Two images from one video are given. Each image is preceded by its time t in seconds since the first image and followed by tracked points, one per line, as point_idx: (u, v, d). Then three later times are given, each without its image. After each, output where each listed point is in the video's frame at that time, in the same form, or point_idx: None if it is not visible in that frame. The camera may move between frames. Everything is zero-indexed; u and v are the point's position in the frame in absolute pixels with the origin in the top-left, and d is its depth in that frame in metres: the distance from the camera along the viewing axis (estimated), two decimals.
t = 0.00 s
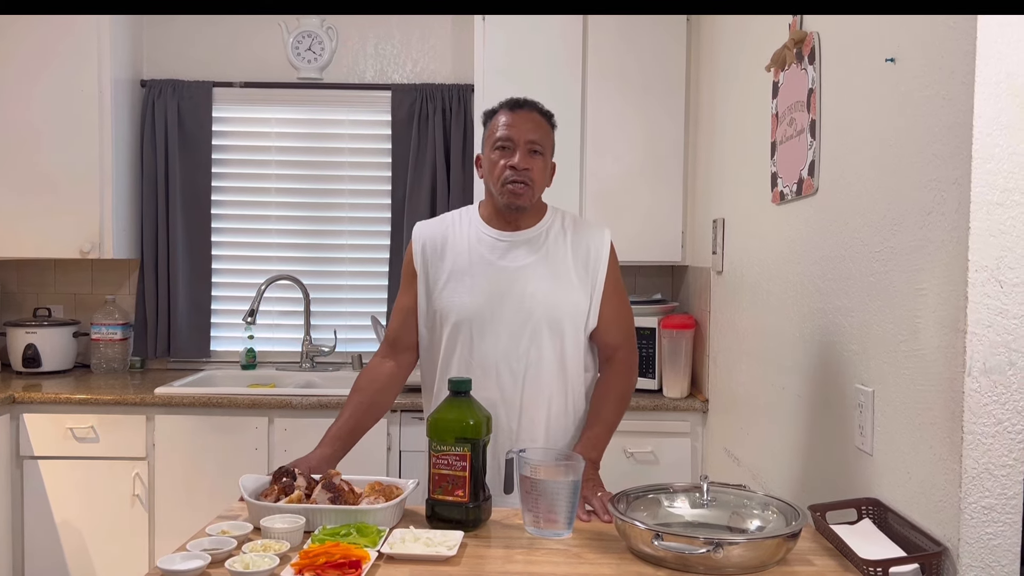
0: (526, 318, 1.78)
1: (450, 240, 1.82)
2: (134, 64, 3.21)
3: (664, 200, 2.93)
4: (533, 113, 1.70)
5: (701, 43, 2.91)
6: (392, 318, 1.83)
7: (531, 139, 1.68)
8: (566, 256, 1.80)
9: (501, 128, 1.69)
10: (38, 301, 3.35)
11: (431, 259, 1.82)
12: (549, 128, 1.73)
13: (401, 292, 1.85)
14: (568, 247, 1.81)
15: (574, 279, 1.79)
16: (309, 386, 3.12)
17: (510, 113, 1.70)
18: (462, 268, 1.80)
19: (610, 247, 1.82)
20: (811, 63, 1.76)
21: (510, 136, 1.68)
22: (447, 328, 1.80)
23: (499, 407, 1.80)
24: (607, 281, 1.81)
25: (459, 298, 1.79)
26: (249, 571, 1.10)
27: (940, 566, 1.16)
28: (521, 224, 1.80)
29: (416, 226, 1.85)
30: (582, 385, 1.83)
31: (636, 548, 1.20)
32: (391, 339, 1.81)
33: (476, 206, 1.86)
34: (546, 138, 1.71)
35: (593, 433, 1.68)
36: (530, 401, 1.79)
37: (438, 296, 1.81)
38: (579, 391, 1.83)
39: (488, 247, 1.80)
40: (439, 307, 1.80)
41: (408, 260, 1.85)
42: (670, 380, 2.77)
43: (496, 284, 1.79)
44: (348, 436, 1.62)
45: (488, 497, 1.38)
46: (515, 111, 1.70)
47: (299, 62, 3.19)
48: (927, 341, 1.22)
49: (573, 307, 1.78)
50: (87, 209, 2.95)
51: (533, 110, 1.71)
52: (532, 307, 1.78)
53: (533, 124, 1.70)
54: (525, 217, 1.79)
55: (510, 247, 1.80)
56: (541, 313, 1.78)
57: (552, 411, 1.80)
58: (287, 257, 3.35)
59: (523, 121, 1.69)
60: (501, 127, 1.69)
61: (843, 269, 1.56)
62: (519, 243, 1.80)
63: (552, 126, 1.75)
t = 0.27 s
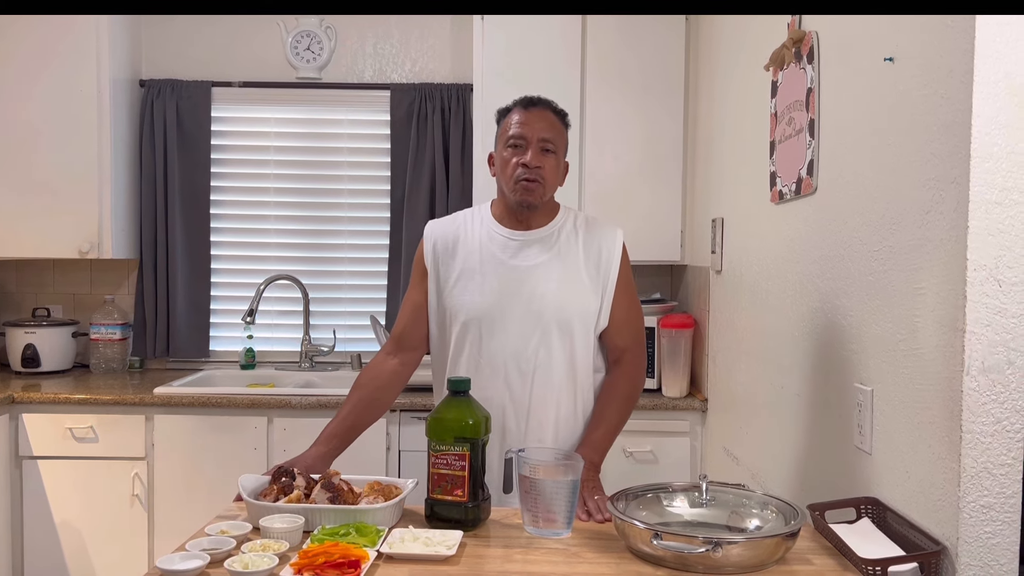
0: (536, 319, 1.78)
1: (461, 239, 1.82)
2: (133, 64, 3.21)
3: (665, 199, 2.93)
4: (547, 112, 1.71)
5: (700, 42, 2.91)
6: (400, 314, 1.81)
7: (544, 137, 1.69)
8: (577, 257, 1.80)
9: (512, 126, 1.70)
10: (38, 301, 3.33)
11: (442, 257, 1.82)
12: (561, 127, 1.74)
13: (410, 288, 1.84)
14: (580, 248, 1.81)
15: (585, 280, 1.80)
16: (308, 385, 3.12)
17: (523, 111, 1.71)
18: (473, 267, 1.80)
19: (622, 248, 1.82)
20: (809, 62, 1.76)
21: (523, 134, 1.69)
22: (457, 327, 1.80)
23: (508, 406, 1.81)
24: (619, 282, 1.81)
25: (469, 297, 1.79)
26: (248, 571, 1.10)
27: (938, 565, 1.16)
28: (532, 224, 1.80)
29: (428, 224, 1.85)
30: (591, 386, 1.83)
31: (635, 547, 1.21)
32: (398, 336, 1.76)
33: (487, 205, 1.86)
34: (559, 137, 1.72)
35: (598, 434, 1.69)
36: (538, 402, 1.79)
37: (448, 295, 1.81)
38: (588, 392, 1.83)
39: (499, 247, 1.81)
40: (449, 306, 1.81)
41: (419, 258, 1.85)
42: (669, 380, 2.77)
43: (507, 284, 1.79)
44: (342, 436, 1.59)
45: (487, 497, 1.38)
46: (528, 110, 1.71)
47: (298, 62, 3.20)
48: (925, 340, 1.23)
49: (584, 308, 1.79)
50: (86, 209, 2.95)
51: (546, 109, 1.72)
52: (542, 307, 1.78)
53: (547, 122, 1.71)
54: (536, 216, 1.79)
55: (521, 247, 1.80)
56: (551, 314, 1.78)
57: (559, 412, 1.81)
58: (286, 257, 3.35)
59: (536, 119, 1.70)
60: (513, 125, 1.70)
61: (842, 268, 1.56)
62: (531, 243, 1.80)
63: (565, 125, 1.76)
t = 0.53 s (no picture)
0: (546, 321, 1.79)
1: (473, 239, 1.82)
2: (132, 64, 3.20)
3: (665, 199, 2.93)
4: (558, 117, 1.68)
5: (699, 42, 2.91)
6: (408, 312, 1.80)
7: (554, 146, 1.66)
8: (589, 259, 1.80)
9: (523, 132, 1.68)
10: (37, 300, 3.33)
11: (453, 257, 1.81)
12: (574, 133, 1.70)
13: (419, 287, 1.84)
14: (592, 250, 1.81)
15: (596, 283, 1.80)
16: (307, 385, 3.12)
17: (534, 117, 1.67)
18: (484, 267, 1.80)
19: (633, 251, 1.82)
20: (809, 61, 1.76)
21: (532, 142, 1.66)
22: (467, 328, 1.81)
23: (516, 408, 1.82)
24: (630, 284, 1.81)
25: (480, 298, 1.79)
26: (247, 571, 1.10)
27: (938, 564, 1.16)
28: (544, 224, 1.80)
29: (439, 223, 1.85)
30: (600, 387, 1.84)
31: (634, 546, 1.21)
32: (402, 334, 1.74)
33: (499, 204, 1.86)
34: (570, 143, 1.69)
35: (603, 440, 1.69)
36: (547, 403, 1.80)
37: (458, 295, 1.81)
38: (597, 394, 1.84)
39: (511, 248, 1.81)
40: (460, 307, 1.81)
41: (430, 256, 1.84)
42: (669, 379, 2.77)
43: (518, 285, 1.79)
44: (339, 436, 1.57)
45: (486, 497, 1.38)
46: (539, 115, 1.68)
47: (297, 62, 3.20)
48: (925, 339, 1.23)
49: (595, 311, 1.79)
50: (85, 210, 2.95)
51: (557, 114, 1.68)
52: (553, 310, 1.78)
53: (558, 128, 1.68)
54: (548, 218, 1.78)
55: (532, 248, 1.80)
56: (562, 316, 1.78)
57: (568, 414, 1.81)
58: (285, 257, 3.35)
59: (546, 126, 1.66)
60: (524, 132, 1.67)
61: (842, 267, 1.56)
62: (542, 244, 1.80)
63: (578, 128, 1.72)
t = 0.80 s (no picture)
0: (556, 325, 1.80)
1: (484, 240, 1.83)
2: (131, 64, 3.20)
3: (664, 199, 2.93)
4: (567, 123, 1.67)
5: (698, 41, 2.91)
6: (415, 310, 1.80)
7: (562, 152, 1.66)
8: (599, 264, 1.80)
9: (531, 138, 1.67)
10: (36, 300, 3.33)
11: (464, 258, 1.83)
12: (583, 138, 1.70)
13: (428, 286, 1.84)
14: (602, 254, 1.81)
15: (606, 287, 1.80)
16: (306, 384, 3.12)
17: (543, 122, 1.67)
18: (495, 270, 1.82)
19: (644, 254, 1.81)
20: (808, 61, 1.76)
21: (540, 148, 1.66)
22: (478, 330, 1.83)
23: (527, 412, 1.83)
24: (640, 287, 1.81)
25: (491, 300, 1.82)
26: (246, 570, 1.10)
27: (937, 563, 1.16)
28: (555, 229, 1.80)
29: (450, 224, 1.86)
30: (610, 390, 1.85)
31: (633, 546, 1.21)
32: (408, 332, 1.72)
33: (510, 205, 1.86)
34: (579, 149, 1.68)
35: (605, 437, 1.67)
36: (556, 406, 1.82)
37: (469, 297, 1.83)
38: (606, 398, 1.85)
39: (521, 250, 1.81)
40: (471, 309, 1.83)
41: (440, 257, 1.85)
42: (668, 378, 2.78)
43: (528, 289, 1.81)
44: (339, 433, 1.56)
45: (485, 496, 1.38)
46: (548, 121, 1.67)
47: (296, 61, 3.21)
48: (923, 338, 1.23)
49: (604, 315, 1.79)
50: (83, 210, 2.95)
51: (566, 120, 1.67)
52: (563, 314, 1.80)
53: (566, 134, 1.67)
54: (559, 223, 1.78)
55: (542, 251, 1.81)
56: (571, 321, 1.80)
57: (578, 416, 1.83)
58: (284, 256, 3.35)
59: (555, 133, 1.66)
60: (532, 138, 1.67)
61: (841, 266, 1.56)
62: (552, 247, 1.81)
63: (587, 133, 1.71)
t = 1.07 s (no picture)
0: (561, 329, 1.81)
1: (490, 242, 1.82)
2: (130, 64, 3.20)
3: (664, 198, 2.92)
4: (582, 127, 1.67)
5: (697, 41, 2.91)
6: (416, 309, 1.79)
7: (577, 156, 1.65)
8: (605, 269, 1.81)
9: (547, 139, 1.67)
10: (35, 300, 3.33)
11: (470, 259, 1.82)
12: (598, 142, 1.70)
13: (431, 285, 1.83)
14: (609, 259, 1.81)
15: (612, 292, 1.80)
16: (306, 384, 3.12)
17: (559, 124, 1.66)
18: (501, 272, 1.81)
19: (650, 259, 1.82)
20: (808, 59, 1.76)
21: (555, 150, 1.65)
22: (483, 333, 1.83)
23: (530, 414, 1.84)
24: (646, 292, 1.82)
25: (496, 302, 1.82)
26: (246, 570, 1.10)
27: (937, 562, 1.16)
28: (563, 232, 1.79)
29: (456, 223, 1.85)
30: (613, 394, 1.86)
31: (633, 545, 1.21)
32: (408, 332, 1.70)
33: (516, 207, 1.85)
34: (593, 153, 1.68)
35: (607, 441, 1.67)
36: (559, 409, 1.83)
37: (474, 299, 1.83)
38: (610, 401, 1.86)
39: (528, 253, 1.81)
40: (477, 311, 1.83)
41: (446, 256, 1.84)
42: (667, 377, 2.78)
43: (534, 293, 1.81)
44: (333, 432, 1.55)
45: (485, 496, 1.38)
46: (564, 123, 1.66)
47: (295, 61, 3.21)
48: (923, 337, 1.23)
49: (610, 320, 1.80)
50: (82, 209, 2.94)
51: (582, 124, 1.67)
52: (568, 318, 1.80)
53: (581, 137, 1.67)
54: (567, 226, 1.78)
55: (549, 254, 1.81)
56: (577, 327, 1.80)
57: (580, 419, 1.84)
58: (283, 256, 3.34)
59: (571, 135, 1.66)
60: (547, 140, 1.66)
61: (841, 266, 1.56)
62: (559, 250, 1.81)
63: (601, 138, 1.71)
